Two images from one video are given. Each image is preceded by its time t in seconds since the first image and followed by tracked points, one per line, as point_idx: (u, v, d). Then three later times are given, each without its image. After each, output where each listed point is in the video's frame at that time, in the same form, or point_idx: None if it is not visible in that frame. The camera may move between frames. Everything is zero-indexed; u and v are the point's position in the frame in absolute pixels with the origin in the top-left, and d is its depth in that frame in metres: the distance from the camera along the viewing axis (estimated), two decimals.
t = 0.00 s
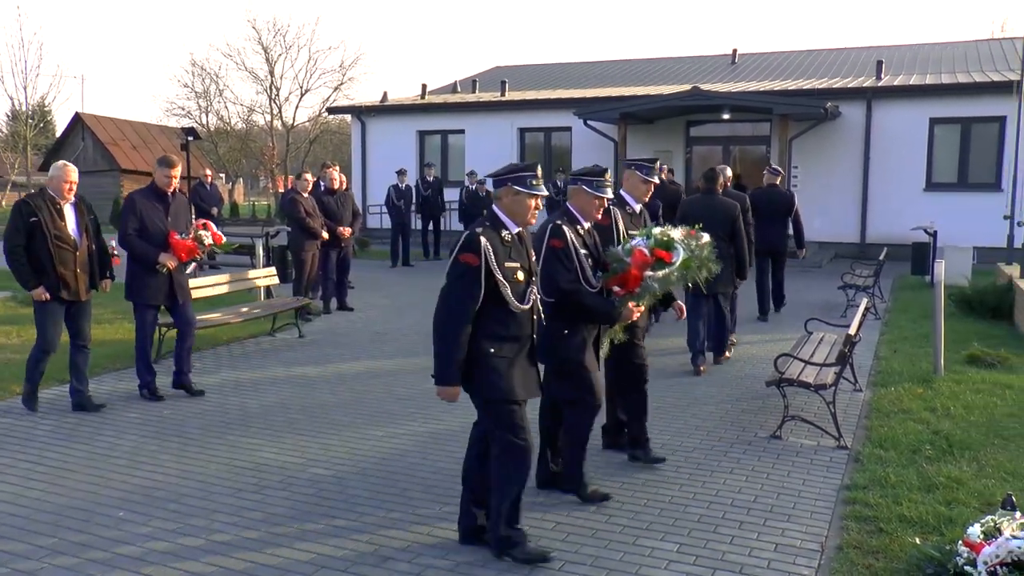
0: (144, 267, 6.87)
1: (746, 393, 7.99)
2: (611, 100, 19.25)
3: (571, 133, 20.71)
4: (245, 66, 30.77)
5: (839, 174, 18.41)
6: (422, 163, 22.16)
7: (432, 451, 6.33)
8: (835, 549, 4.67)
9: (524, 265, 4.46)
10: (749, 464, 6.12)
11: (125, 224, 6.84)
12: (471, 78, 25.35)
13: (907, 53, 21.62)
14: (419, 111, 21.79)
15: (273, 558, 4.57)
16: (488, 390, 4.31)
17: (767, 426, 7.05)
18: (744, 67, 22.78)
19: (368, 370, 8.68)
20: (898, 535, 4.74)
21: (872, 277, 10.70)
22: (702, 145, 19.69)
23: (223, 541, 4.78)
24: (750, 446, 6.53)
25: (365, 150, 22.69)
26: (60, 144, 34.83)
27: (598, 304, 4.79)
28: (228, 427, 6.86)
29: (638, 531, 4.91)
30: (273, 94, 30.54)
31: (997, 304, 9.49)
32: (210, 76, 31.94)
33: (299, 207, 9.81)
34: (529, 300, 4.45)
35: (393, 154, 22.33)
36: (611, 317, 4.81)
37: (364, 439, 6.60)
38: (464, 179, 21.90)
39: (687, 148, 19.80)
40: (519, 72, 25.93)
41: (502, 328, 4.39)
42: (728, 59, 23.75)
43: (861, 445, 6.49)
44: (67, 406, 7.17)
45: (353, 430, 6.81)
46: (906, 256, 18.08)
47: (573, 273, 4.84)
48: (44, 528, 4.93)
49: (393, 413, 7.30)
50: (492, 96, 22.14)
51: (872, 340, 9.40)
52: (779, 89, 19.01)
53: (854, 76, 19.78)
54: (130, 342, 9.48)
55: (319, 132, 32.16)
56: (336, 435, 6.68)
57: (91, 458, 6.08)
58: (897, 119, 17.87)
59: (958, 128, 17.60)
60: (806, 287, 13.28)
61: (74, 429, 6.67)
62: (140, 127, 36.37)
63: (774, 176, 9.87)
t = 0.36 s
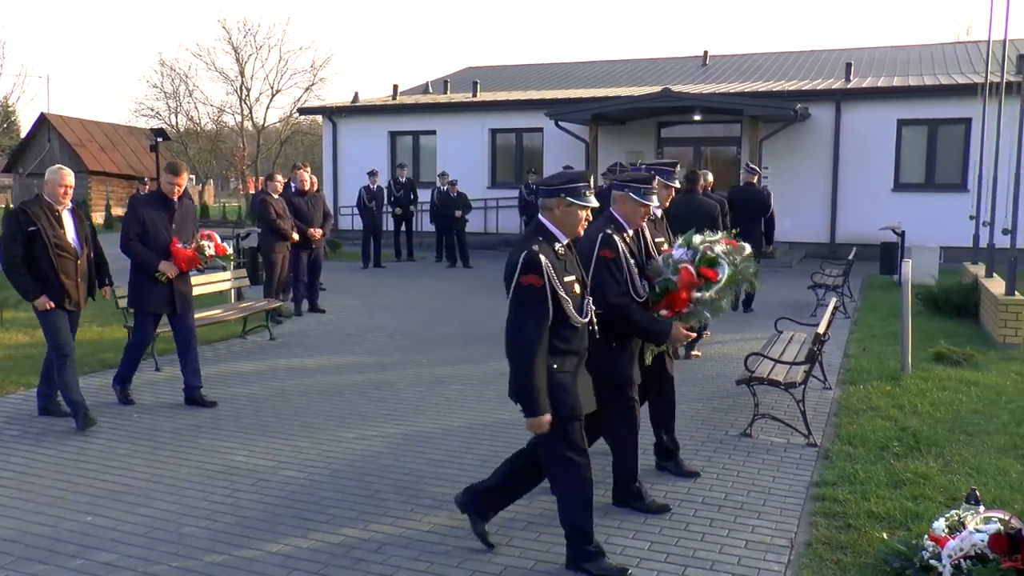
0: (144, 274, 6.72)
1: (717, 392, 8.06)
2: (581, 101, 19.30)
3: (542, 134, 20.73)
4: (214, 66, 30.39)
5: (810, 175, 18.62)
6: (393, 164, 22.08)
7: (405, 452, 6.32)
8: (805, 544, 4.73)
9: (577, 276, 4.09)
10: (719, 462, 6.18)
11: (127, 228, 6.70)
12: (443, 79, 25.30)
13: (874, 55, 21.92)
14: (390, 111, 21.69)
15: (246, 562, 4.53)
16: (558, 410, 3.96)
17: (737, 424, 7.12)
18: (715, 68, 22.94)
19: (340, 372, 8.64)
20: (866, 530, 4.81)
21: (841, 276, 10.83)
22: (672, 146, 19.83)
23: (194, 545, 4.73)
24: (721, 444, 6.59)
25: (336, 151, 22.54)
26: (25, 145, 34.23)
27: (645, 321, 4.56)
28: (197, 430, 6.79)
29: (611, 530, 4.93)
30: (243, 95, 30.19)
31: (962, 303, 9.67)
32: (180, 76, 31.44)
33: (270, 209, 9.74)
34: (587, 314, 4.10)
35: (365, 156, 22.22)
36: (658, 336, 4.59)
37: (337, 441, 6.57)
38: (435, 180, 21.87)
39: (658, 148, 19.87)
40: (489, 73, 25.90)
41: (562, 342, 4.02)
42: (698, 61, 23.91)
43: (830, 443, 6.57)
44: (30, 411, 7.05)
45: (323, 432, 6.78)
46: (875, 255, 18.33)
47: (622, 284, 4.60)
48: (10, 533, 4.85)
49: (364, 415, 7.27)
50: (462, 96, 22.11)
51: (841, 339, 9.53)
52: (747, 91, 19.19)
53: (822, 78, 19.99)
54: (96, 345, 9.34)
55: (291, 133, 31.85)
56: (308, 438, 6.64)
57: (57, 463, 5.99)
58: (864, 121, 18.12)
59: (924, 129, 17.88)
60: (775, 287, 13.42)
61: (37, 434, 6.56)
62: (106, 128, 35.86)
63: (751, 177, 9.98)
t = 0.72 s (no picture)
0: (134, 271, 6.55)
1: (677, 390, 8.14)
2: (541, 101, 19.34)
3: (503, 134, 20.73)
4: (171, 64, 29.87)
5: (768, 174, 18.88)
6: (353, 164, 21.95)
7: (366, 453, 6.29)
8: (763, 539, 4.78)
9: (595, 271, 4.00)
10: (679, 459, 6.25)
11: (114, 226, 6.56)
12: (403, 78, 25.18)
13: (830, 57, 22.28)
14: (351, 111, 21.55)
15: (205, 565, 4.48)
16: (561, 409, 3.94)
17: (697, 421, 7.21)
18: (675, 69, 23.11)
19: (300, 373, 8.57)
20: (822, 524, 4.89)
21: (800, 275, 11.05)
22: (632, 145, 19.98)
23: (151, 548, 4.67)
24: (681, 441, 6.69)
25: (296, 152, 22.34)
26: None
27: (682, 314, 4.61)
28: (154, 432, 6.68)
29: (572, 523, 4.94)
30: (202, 94, 29.68)
31: (916, 300, 9.89)
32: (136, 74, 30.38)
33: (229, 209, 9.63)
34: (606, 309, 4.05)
35: (325, 155, 22.05)
36: (697, 324, 4.75)
37: (297, 443, 6.52)
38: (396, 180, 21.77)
39: (617, 148, 20.01)
40: (450, 73, 25.84)
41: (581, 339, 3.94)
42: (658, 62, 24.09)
43: (788, 438, 6.68)
44: None
45: (283, 433, 6.72)
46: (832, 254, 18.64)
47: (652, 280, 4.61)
48: None
49: (325, 416, 7.22)
50: (423, 96, 22.02)
51: (799, 336, 9.69)
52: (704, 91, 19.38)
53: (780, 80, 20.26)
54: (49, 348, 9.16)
55: (250, 133, 31.42)
56: (268, 439, 6.58)
57: (8, 468, 5.86)
58: (820, 121, 18.39)
59: (881, 130, 18.21)
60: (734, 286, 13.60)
61: None
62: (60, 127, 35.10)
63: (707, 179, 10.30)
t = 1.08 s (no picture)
0: (119, 279, 6.22)
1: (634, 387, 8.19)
2: (497, 100, 19.34)
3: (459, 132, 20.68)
4: (123, 60, 29.26)
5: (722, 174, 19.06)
6: (310, 163, 21.76)
7: (322, 453, 6.25)
8: (717, 534, 4.74)
9: (604, 271, 3.90)
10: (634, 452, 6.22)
11: (95, 231, 6.17)
12: (360, 76, 24.99)
13: (783, 58, 22.61)
14: (306, 108, 21.35)
15: (158, 569, 4.41)
16: (579, 410, 3.83)
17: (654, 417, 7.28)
18: (631, 69, 23.26)
19: (256, 373, 8.48)
20: (776, 518, 4.87)
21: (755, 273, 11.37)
22: (590, 144, 20.10)
23: (102, 553, 4.59)
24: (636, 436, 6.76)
25: (251, 150, 22.07)
26: None
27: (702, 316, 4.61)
28: (105, 435, 6.56)
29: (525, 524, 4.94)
30: (155, 90, 29.07)
31: (869, 296, 10.11)
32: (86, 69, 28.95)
33: (183, 207, 9.47)
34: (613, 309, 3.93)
35: (281, 154, 21.81)
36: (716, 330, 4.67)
37: (253, 443, 6.45)
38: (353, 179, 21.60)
39: (574, 147, 20.10)
40: (407, 71, 25.72)
41: (584, 338, 3.85)
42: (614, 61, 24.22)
43: (743, 433, 6.78)
44: None
45: (237, 434, 6.64)
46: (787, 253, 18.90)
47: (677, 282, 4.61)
48: None
49: (281, 416, 7.15)
50: (379, 94, 21.89)
51: (754, 333, 9.84)
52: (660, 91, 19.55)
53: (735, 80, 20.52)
54: None
55: (205, 130, 30.88)
56: (222, 440, 6.50)
57: None
58: (774, 122, 18.69)
59: (834, 130, 18.54)
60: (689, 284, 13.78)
61: None
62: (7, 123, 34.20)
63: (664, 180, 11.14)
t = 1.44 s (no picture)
0: (109, 274, 6.13)
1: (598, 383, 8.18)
2: (460, 98, 19.31)
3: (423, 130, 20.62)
4: (80, 55, 28.68)
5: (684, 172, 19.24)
6: (272, 160, 21.55)
7: (285, 453, 6.19)
8: (682, 529, 4.70)
9: (597, 270, 3.93)
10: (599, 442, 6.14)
11: (84, 223, 6.10)
12: (323, 73, 24.81)
13: (744, 58, 22.87)
14: (268, 106, 21.15)
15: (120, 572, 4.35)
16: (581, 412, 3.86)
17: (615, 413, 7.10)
18: (594, 68, 23.34)
19: (219, 373, 8.39)
20: (741, 511, 4.82)
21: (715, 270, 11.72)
22: (553, 142, 20.12)
23: (61, 557, 4.52)
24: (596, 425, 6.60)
25: (212, 148, 21.82)
26: None
27: (713, 328, 4.60)
28: (64, 436, 6.43)
29: (491, 523, 4.95)
30: (114, 87, 28.55)
31: (831, 293, 10.31)
32: (43, 65, 28.50)
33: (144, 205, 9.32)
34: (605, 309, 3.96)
35: (242, 151, 21.60)
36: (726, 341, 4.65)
37: (216, 443, 6.37)
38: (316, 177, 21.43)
39: (537, 145, 20.12)
40: (370, 68, 25.58)
41: (578, 338, 3.86)
42: (577, 60, 24.31)
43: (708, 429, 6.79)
44: None
45: (199, 434, 6.55)
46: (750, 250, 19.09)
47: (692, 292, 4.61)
48: None
49: (244, 416, 7.08)
50: (342, 91, 21.74)
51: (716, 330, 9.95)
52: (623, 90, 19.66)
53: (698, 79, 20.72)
54: None
55: (166, 127, 30.43)
56: (184, 440, 6.41)
57: None
58: (736, 121, 18.88)
59: (794, 129, 18.78)
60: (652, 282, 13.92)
61: None
62: None
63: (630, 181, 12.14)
